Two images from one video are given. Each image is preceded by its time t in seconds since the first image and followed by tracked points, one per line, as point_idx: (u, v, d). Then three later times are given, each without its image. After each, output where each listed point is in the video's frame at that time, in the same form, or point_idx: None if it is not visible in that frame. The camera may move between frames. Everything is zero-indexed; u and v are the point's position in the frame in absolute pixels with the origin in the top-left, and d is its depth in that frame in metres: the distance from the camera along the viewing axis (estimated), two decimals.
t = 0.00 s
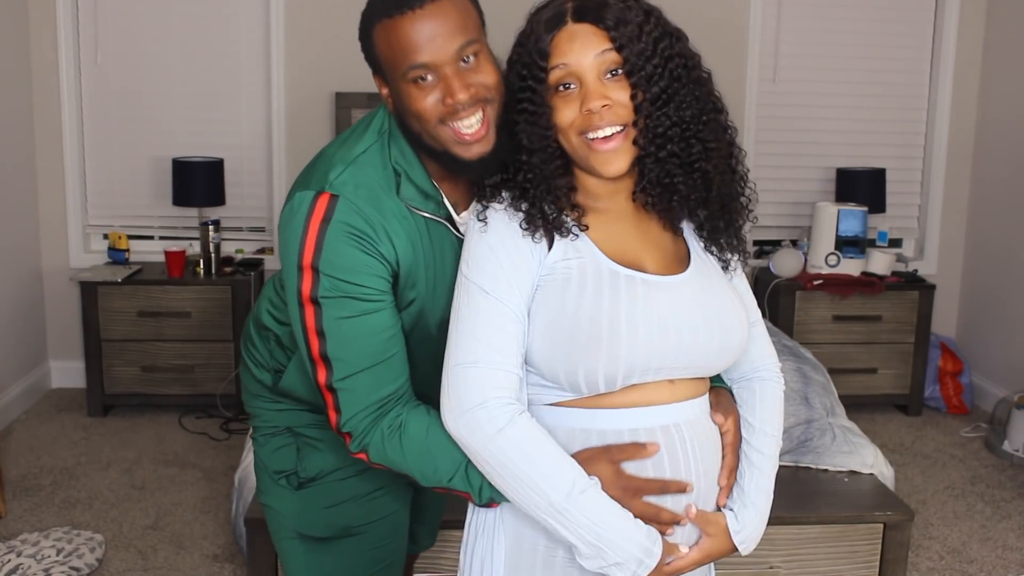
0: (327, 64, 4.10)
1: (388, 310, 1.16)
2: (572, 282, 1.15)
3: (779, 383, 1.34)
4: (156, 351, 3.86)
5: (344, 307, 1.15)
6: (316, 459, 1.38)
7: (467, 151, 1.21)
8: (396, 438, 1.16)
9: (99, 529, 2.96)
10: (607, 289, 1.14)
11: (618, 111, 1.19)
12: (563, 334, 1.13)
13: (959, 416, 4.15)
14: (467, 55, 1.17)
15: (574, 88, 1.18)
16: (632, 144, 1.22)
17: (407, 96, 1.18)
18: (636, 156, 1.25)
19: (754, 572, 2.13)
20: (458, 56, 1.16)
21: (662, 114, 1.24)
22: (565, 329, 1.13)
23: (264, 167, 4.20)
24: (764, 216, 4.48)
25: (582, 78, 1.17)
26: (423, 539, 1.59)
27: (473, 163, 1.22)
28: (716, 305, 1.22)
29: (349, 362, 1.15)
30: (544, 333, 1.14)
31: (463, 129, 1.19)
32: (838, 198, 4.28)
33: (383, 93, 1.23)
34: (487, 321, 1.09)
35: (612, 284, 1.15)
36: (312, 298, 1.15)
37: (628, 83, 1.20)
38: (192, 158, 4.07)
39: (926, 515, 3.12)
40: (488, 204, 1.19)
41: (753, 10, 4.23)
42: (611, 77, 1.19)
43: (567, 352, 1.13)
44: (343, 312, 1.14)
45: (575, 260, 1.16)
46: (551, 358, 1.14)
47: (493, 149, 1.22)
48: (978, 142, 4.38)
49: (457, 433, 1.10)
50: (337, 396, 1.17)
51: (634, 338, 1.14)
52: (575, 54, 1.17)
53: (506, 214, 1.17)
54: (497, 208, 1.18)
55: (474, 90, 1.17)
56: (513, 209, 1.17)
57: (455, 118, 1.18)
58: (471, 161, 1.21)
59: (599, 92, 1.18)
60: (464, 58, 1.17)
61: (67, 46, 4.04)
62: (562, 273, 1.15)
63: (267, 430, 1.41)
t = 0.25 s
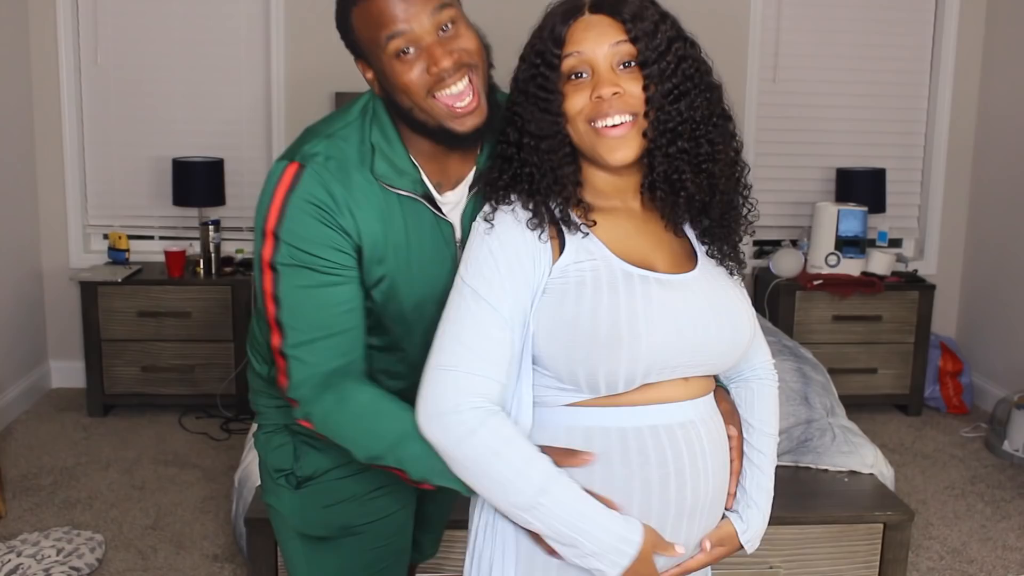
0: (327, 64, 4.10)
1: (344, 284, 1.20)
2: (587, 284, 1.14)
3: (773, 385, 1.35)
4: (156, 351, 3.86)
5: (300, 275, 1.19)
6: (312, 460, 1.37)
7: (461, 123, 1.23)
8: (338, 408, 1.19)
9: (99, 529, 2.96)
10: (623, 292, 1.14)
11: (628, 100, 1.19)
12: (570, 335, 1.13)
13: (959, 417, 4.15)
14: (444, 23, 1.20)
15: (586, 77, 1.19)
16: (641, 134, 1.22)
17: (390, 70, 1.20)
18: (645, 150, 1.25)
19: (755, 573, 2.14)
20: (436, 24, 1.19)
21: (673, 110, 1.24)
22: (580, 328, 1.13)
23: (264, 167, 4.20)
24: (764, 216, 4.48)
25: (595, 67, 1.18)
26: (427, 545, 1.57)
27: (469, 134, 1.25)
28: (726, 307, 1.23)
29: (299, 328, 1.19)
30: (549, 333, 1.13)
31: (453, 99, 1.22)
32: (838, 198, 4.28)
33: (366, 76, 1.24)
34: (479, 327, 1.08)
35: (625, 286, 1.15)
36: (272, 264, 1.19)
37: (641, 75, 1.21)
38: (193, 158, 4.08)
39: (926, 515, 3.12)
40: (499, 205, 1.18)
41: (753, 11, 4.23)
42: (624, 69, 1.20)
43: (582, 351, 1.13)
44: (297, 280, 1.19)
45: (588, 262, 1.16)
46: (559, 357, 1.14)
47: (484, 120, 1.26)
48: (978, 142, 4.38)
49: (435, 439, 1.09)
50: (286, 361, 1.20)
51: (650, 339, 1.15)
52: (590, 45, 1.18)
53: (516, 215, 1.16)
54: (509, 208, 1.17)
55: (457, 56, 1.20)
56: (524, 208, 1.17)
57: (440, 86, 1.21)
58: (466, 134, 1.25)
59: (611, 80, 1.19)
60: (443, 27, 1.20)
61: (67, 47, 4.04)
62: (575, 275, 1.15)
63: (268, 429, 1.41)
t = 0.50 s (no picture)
0: (327, 64, 4.10)
1: (308, 271, 1.24)
2: (589, 278, 1.15)
3: (762, 385, 1.40)
4: (156, 351, 3.86)
5: (265, 256, 1.23)
6: (297, 457, 1.38)
7: (438, 106, 1.27)
8: (289, 386, 1.24)
9: (99, 529, 2.96)
10: (623, 287, 1.15)
11: (633, 88, 1.22)
12: (574, 330, 1.13)
13: (959, 417, 4.15)
14: (426, 10, 1.25)
15: (593, 67, 1.22)
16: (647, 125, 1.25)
17: (371, 54, 1.25)
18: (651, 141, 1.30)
19: (754, 572, 2.13)
20: (417, 10, 1.24)
21: (680, 104, 1.28)
22: (579, 322, 1.13)
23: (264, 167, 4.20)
24: (765, 216, 4.48)
25: (602, 57, 1.22)
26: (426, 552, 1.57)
27: (446, 116, 1.28)
28: (723, 306, 1.23)
29: (260, 306, 1.24)
30: (549, 328, 1.13)
31: (432, 85, 1.26)
32: (837, 198, 4.28)
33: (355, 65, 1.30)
34: (462, 318, 1.09)
35: (628, 279, 1.15)
36: (240, 242, 1.24)
37: (648, 68, 1.25)
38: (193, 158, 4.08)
39: (926, 515, 3.12)
40: (498, 197, 1.20)
41: (753, 10, 4.23)
42: (631, 61, 1.24)
43: (585, 345, 1.13)
44: (262, 260, 1.23)
45: (590, 257, 1.16)
46: (562, 354, 1.14)
47: (463, 104, 1.29)
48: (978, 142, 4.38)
49: (408, 421, 1.12)
50: (244, 336, 1.26)
51: (650, 334, 1.14)
52: (598, 36, 1.22)
53: (515, 205, 1.18)
54: (510, 200, 1.19)
55: (434, 42, 1.24)
56: (524, 199, 1.19)
57: (418, 72, 1.25)
58: (444, 117, 1.28)
59: (617, 69, 1.22)
60: (424, 14, 1.25)
61: (67, 47, 4.04)
62: (578, 270, 1.15)
63: (258, 423, 1.43)
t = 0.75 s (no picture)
0: (327, 64, 4.11)
1: (309, 269, 1.26)
2: (580, 267, 1.16)
3: (755, 393, 1.45)
4: (156, 351, 3.86)
5: (264, 253, 1.24)
6: (278, 460, 1.38)
7: (415, 120, 1.31)
8: (289, 387, 1.24)
9: (99, 529, 2.96)
10: (615, 274, 1.16)
11: (643, 85, 1.24)
12: (566, 320, 1.14)
13: (959, 417, 4.15)
14: (420, 28, 1.29)
15: (606, 62, 1.24)
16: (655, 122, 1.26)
17: (364, 63, 1.30)
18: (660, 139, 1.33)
19: (754, 572, 2.13)
20: (410, 26, 1.28)
21: (689, 106, 1.31)
22: (574, 311, 1.14)
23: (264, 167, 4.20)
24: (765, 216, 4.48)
25: (616, 53, 1.24)
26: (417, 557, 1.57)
27: (419, 132, 1.32)
28: (721, 305, 1.23)
29: (258, 305, 1.25)
30: (542, 315, 1.15)
31: (411, 100, 1.30)
32: (837, 198, 4.28)
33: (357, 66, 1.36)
34: (462, 300, 1.12)
35: (618, 270, 1.17)
36: (238, 239, 1.25)
37: (660, 67, 1.27)
38: (193, 158, 4.08)
39: (926, 515, 3.12)
40: (499, 182, 1.23)
41: (753, 10, 4.23)
42: (643, 60, 1.26)
43: (574, 335, 1.14)
44: (261, 257, 1.24)
45: (583, 246, 1.18)
46: (552, 344, 1.15)
47: (441, 119, 1.32)
48: (978, 142, 4.38)
49: (416, 400, 1.15)
50: (239, 338, 1.26)
51: (644, 325, 1.15)
52: (614, 33, 1.25)
53: (514, 191, 1.20)
54: (511, 185, 1.22)
55: (416, 66, 1.28)
56: (525, 185, 1.21)
57: (403, 93, 1.29)
58: (417, 132, 1.32)
59: (630, 64, 1.24)
60: (418, 31, 1.29)
61: (67, 47, 4.04)
62: (570, 258, 1.17)
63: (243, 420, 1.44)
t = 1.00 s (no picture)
0: (326, 64, 4.10)
1: (332, 269, 1.27)
2: (595, 262, 1.18)
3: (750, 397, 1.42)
4: (156, 351, 3.86)
5: (287, 257, 1.25)
6: (271, 465, 1.40)
7: (414, 107, 1.32)
8: (323, 392, 1.25)
9: (99, 529, 2.96)
10: (630, 270, 1.18)
11: (656, 85, 1.25)
12: (579, 314, 1.16)
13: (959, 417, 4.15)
14: (424, 17, 1.32)
15: (620, 61, 1.25)
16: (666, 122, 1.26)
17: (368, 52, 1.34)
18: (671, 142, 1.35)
19: (755, 573, 2.13)
20: (413, 14, 1.31)
21: (701, 110, 1.32)
22: (592, 306, 1.16)
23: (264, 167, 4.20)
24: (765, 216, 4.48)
25: (630, 52, 1.25)
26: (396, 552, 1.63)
27: (417, 118, 1.33)
28: (728, 306, 1.25)
29: (282, 311, 1.26)
30: (560, 309, 1.16)
31: (410, 85, 1.32)
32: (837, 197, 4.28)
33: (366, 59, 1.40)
34: (492, 292, 1.13)
35: (634, 265, 1.18)
36: (258, 245, 1.25)
37: (674, 68, 1.28)
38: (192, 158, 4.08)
39: (926, 515, 3.12)
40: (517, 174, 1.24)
41: (753, 10, 4.23)
42: (658, 60, 1.27)
43: (588, 331, 1.16)
44: (285, 261, 1.25)
45: (598, 241, 1.19)
46: (565, 336, 1.17)
47: (439, 105, 1.34)
48: (977, 142, 4.38)
49: (460, 400, 1.16)
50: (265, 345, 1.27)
51: (658, 320, 1.18)
52: (629, 32, 1.25)
53: (531, 185, 1.21)
54: (526, 178, 1.23)
55: (416, 51, 1.31)
56: (541, 179, 1.22)
57: (400, 75, 1.32)
58: (418, 119, 1.33)
59: (643, 64, 1.25)
60: (421, 20, 1.32)
61: (67, 47, 4.04)
62: (585, 253, 1.18)
63: (232, 427, 1.46)
